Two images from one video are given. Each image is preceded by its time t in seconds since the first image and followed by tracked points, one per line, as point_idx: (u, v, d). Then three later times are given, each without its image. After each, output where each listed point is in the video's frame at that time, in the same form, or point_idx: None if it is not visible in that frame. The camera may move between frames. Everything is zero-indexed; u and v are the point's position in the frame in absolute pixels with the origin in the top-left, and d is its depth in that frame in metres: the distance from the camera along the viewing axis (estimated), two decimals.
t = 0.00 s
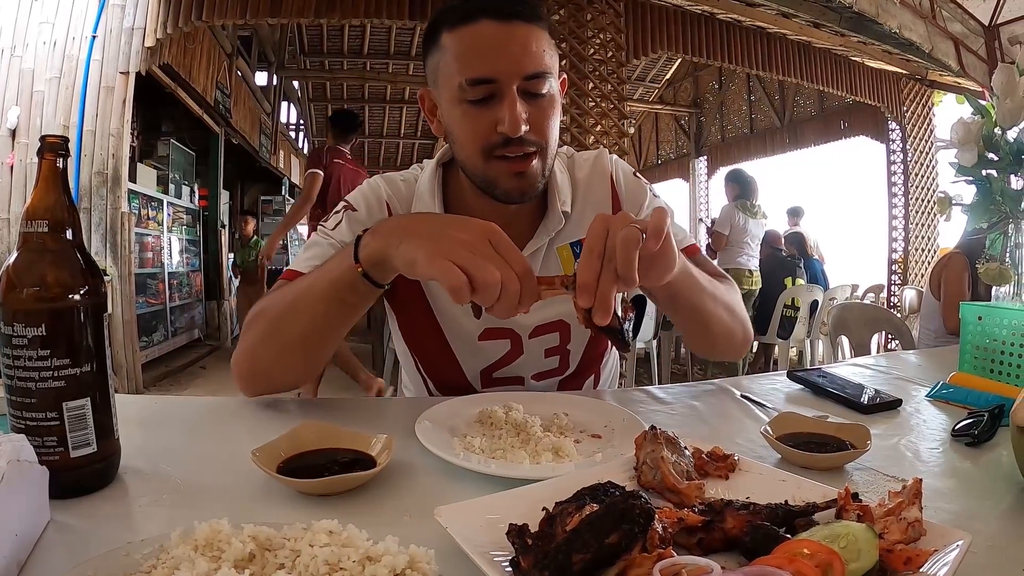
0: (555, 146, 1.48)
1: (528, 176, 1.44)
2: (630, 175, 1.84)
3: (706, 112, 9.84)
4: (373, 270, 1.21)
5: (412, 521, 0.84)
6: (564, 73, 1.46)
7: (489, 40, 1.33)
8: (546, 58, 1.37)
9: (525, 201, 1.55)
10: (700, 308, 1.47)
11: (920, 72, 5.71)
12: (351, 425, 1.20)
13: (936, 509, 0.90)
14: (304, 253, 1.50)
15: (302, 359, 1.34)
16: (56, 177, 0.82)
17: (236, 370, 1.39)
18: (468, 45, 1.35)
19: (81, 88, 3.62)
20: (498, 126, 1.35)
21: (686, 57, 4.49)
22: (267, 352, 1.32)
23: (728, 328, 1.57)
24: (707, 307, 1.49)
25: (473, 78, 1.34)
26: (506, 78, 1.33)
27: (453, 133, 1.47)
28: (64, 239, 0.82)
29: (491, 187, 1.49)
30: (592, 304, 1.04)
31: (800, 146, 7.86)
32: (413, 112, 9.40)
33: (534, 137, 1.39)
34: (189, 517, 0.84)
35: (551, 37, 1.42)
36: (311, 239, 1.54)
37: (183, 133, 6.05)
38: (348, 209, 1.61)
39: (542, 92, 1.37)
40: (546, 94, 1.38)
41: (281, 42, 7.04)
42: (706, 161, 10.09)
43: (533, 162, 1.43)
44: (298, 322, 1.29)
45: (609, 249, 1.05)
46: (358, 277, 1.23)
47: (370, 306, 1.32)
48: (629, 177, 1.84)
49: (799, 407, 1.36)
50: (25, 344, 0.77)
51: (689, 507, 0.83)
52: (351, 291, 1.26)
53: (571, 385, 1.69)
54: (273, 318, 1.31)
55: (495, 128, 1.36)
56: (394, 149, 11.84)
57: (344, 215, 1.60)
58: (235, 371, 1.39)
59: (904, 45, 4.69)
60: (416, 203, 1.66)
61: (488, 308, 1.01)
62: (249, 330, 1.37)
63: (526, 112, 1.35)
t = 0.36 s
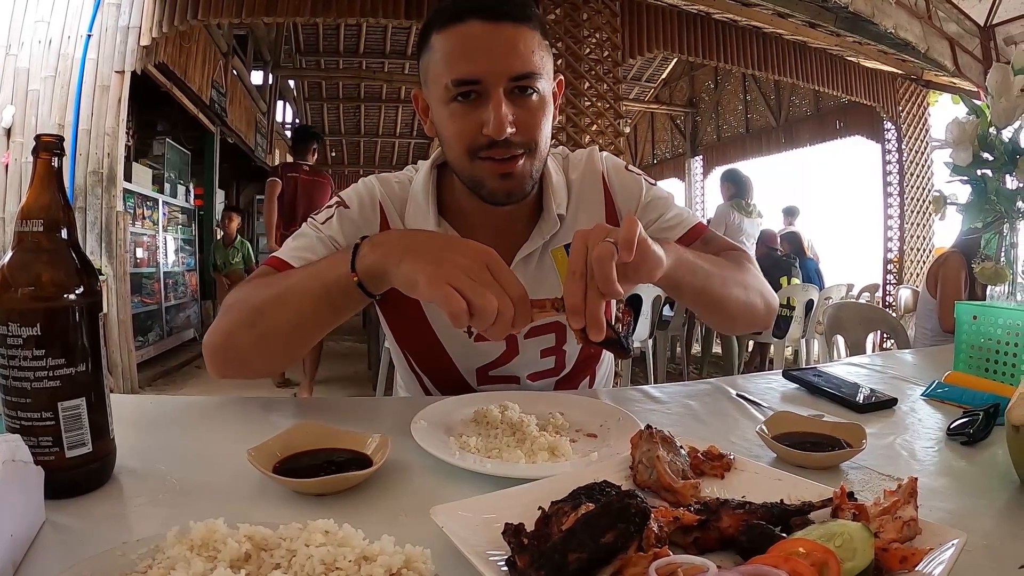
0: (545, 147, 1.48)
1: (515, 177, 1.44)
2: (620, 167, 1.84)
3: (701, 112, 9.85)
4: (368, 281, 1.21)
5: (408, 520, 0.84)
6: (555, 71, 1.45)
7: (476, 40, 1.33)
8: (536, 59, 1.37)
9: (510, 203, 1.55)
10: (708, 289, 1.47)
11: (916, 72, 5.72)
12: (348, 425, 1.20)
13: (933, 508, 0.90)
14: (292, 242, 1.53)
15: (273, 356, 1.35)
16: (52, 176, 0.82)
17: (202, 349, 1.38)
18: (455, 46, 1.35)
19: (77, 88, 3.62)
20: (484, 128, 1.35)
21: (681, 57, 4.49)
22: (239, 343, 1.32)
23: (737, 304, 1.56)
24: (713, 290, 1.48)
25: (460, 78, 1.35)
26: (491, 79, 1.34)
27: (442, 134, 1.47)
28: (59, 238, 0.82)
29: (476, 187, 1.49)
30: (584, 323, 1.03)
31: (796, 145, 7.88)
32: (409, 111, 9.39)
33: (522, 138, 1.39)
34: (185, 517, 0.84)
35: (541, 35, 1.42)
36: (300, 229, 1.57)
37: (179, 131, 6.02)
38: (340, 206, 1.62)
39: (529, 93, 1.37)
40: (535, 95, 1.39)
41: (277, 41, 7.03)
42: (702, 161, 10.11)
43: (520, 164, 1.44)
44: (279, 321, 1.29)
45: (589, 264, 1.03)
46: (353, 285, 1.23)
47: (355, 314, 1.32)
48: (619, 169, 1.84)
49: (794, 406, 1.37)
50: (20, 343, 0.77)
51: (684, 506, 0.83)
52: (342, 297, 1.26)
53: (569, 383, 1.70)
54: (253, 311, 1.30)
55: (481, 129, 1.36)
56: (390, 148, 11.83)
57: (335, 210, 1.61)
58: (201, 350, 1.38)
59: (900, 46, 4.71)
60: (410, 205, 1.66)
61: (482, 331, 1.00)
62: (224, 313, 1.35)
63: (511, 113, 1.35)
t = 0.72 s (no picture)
0: (550, 153, 1.48)
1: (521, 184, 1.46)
2: (620, 166, 1.86)
3: (698, 111, 9.86)
4: (378, 274, 1.20)
5: (405, 520, 0.84)
6: (560, 78, 1.45)
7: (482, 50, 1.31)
8: (543, 68, 1.36)
9: (518, 209, 1.57)
10: (719, 281, 1.45)
11: (912, 72, 5.73)
12: (345, 425, 1.20)
13: (929, 507, 0.91)
14: (292, 224, 1.53)
15: (259, 333, 1.33)
16: (47, 176, 0.81)
17: (188, 311, 1.36)
18: (460, 57, 1.34)
19: (73, 87, 3.60)
20: (491, 139, 1.35)
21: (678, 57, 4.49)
22: (229, 314, 1.30)
23: (750, 295, 1.54)
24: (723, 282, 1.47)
25: (466, 91, 1.33)
26: (499, 92, 1.33)
27: (446, 140, 1.47)
28: (55, 237, 0.82)
29: (484, 194, 1.51)
30: (588, 343, 1.04)
31: (792, 145, 7.89)
32: (406, 111, 9.38)
33: (528, 147, 1.40)
34: (182, 517, 0.84)
35: (547, 42, 1.40)
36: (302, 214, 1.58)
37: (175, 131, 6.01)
38: (342, 196, 1.65)
39: (536, 103, 1.37)
40: (541, 104, 1.38)
41: (273, 40, 7.01)
42: (698, 161, 10.12)
43: (526, 173, 1.45)
44: (276, 299, 1.28)
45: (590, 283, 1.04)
46: (363, 274, 1.21)
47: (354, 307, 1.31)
48: (619, 170, 1.85)
49: (791, 405, 1.37)
50: (16, 344, 0.77)
51: (681, 505, 0.84)
52: (345, 288, 1.25)
53: (568, 384, 1.70)
54: (251, 285, 1.29)
55: (488, 141, 1.36)
56: (387, 148, 11.82)
57: (338, 201, 1.63)
58: (187, 313, 1.36)
59: (896, 46, 4.72)
60: (411, 204, 1.67)
61: (486, 339, 1.01)
62: (220, 280, 1.34)
63: (520, 123, 1.35)
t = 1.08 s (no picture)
0: (558, 153, 1.49)
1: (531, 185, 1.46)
2: (621, 165, 1.86)
3: (696, 111, 9.87)
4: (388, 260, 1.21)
5: (403, 520, 0.84)
6: (566, 79, 1.45)
7: (494, 53, 1.31)
8: (552, 70, 1.36)
9: (527, 211, 1.57)
10: (731, 269, 1.44)
11: (909, 72, 5.73)
12: (342, 425, 1.20)
13: (925, 507, 0.91)
14: (299, 206, 1.53)
15: (256, 310, 1.32)
16: (44, 175, 0.81)
17: (185, 279, 1.34)
18: (471, 60, 1.33)
19: (70, 87, 3.60)
20: (503, 141, 1.36)
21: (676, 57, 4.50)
22: (229, 286, 1.29)
23: (758, 293, 1.55)
24: (733, 273, 1.45)
25: (478, 94, 1.33)
26: (511, 95, 1.33)
27: (456, 141, 1.47)
28: (52, 237, 0.82)
29: (494, 197, 1.51)
30: (595, 343, 1.04)
31: (790, 145, 7.90)
32: (404, 111, 9.37)
33: (538, 148, 1.40)
34: (179, 517, 0.83)
35: (555, 44, 1.40)
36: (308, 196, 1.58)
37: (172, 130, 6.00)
38: (350, 185, 1.66)
39: (546, 105, 1.37)
40: (551, 106, 1.38)
41: (270, 40, 7.01)
42: (696, 160, 10.13)
43: (537, 174, 1.45)
44: (280, 277, 1.27)
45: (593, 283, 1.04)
46: (372, 259, 1.22)
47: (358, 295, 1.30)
48: (620, 169, 1.85)
49: (788, 405, 1.37)
50: (12, 344, 0.76)
51: (678, 505, 0.84)
52: (350, 274, 1.24)
53: (567, 382, 1.70)
54: (256, 259, 1.29)
55: (500, 143, 1.37)
56: (384, 147, 11.81)
57: (347, 189, 1.64)
58: (184, 281, 1.34)
59: (894, 46, 4.73)
60: (416, 201, 1.67)
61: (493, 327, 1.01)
62: (222, 251, 1.33)
63: (531, 125, 1.35)
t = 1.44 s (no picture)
0: (559, 149, 1.50)
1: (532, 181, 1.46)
2: (622, 167, 1.85)
3: (696, 112, 9.87)
4: (390, 255, 1.20)
5: (403, 520, 0.84)
6: (566, 76, 1.45)
7: (496, 52, 1.32)
8: (552, 67, 1.36)
9: (527, 206, 1.57)
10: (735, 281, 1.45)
11: (910, 72, 5.73)
12: (343, 424, 1.20)
13: (925, 507, 0.91)
14: (302, 204, 1.52)
15: (260, 307, 1.31)
16: (44, 175, 0.81)
17: (192, 276, 1.34)
18: (473, 58, 1.33)
19: (70, 87, 3.60)
20: (504, 138, 1.36)
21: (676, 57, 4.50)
22: (235, 282, 1.29)
23: (756, 306, 1.55)
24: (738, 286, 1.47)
25: (479, 91, 1.34)
26: (511, 92, 1.33)
27: (458, 137, 1.47)
28: (53, 237, 0.82)
29: (495, 192, 1.51)
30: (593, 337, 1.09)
31: (790, 145, 7.90)
32: (405, 111, 9.36)
33: (538, 144, 1.41)
34: (178, 517, 0.83)
35: (556, 41, 1.41)
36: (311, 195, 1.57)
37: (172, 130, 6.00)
38: (353, 183, 1.65)
39: (546, 102, 1.37)
40: (551, 103, 1.39)
41: (271, 40, 7.01)
42: (696, 161, 10.13)
43: (538, 170, 1.46)
44: (286, 273, 1.27)
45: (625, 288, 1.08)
46: (375, 255, 1.22)
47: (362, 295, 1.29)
48: (620, 169, 1.84)
49: (788, 405, 1.37)
50: (13, 343, 0.76)
51: (679, 506, 0.84)
52: (353, 271, 1.23)
53: (567, 380, 1.69)
54: (263, 254, 1.29)
55: (501, 139, 1.37)
56: (385, 147, 11.81)
57: (349, 186, 1.64)
58: (190, 277, 1.34)
59: (894, 46, 4.73)
60: (418, 199, 1.67)
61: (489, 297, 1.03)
62: (228, 250, 1.32)
63: (531, 122, 1.36)
